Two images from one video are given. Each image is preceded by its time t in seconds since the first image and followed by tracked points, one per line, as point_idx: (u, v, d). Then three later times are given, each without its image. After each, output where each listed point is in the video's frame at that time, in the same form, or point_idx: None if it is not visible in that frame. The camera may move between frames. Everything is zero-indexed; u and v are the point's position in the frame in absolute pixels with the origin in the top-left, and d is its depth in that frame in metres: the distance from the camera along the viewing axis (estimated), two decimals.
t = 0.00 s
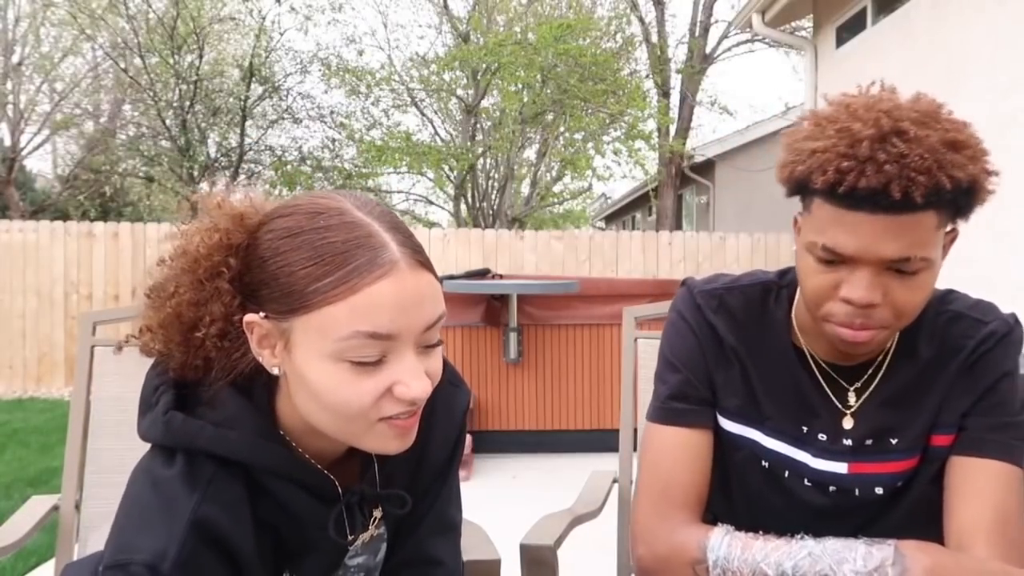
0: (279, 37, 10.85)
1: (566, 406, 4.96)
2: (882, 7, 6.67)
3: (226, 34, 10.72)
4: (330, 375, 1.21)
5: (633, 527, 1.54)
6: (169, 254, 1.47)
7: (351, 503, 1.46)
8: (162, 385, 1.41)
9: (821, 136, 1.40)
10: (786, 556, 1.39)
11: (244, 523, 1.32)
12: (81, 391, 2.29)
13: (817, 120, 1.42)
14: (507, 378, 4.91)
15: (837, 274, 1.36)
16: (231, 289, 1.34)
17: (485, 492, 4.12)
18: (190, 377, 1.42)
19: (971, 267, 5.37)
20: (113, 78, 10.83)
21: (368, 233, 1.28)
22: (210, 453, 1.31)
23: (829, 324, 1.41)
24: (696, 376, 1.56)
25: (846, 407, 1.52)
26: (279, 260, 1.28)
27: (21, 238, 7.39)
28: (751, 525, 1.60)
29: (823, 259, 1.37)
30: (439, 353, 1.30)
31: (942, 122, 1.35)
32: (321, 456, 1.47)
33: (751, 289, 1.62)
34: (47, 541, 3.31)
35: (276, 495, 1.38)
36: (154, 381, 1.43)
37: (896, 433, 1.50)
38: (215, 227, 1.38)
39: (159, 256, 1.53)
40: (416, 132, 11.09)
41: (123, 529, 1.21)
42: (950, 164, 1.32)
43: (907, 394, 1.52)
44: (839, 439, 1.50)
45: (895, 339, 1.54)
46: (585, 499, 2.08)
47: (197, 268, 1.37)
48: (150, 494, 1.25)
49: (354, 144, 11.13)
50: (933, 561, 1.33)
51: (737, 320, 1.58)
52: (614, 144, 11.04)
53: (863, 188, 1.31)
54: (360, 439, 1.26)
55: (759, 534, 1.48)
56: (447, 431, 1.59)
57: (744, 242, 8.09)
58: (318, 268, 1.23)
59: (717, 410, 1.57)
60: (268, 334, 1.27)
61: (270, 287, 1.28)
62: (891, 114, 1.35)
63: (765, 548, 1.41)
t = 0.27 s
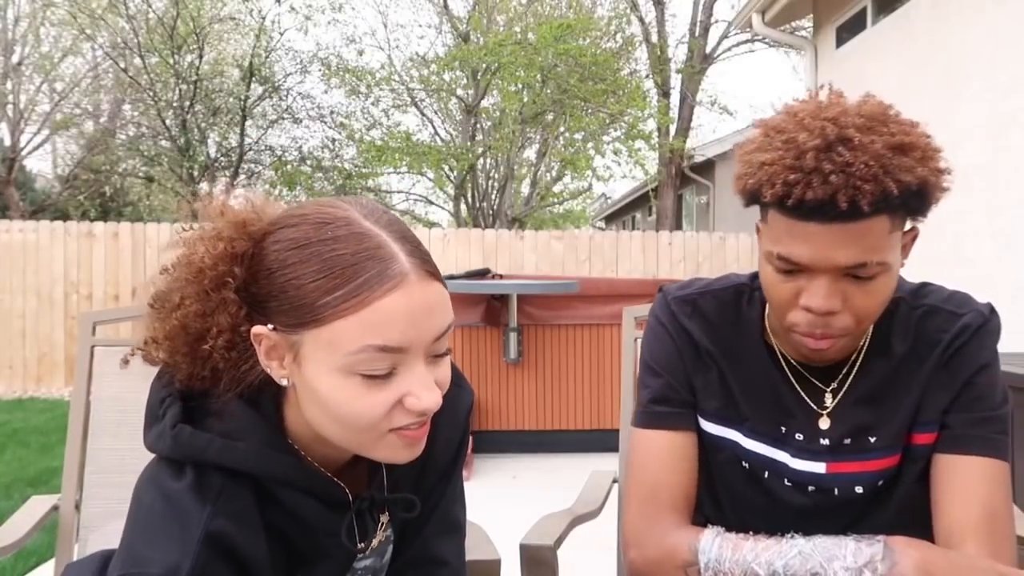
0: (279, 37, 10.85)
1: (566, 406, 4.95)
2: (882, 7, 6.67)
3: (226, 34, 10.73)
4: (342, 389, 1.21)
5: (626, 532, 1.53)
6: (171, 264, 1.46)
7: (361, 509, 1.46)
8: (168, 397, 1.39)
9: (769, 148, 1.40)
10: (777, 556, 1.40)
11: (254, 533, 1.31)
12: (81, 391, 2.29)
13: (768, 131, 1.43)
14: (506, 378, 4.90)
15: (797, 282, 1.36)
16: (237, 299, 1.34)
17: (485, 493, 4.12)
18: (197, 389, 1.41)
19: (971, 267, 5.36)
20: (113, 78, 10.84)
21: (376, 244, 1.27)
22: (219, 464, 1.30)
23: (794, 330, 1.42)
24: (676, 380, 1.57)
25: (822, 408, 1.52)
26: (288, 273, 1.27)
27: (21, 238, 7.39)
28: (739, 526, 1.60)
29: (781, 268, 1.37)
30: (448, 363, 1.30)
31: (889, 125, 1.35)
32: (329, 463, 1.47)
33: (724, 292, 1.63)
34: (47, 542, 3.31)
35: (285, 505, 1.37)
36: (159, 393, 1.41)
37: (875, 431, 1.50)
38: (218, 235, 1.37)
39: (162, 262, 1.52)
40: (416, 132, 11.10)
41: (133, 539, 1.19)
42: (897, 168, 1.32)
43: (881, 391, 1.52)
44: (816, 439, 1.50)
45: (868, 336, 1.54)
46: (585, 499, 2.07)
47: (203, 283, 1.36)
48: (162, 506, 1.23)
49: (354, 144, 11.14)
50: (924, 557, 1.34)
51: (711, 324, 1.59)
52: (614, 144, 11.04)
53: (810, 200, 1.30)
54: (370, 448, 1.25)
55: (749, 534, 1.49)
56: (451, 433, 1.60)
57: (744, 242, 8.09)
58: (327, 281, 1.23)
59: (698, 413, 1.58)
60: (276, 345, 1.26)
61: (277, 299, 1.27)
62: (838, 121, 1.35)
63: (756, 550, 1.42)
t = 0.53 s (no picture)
0: (279, 37, 10.86)
1: (565, 406, 4.95)
2: (882, 7, 6.67)
3: (226, 34, 10.73)
4: (349, 391, 1.21)
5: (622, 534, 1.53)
6: (179, 261, 1.46)
7: (367, 509, 1.46)
8: (175, 394, 1.40)
9: (750, 154, 1.39)
10: (768, 556, 1.40)
11: (260, 532, 1.31)
12: (81, 391, 2.29)
13: (749, 136, 1.43)
14: (507, 378, 4.90)
15: (783, 288, 1.36)
16: (245, 297, 1.33)
17: (485, 493, 4.12)
18: (204, 386, 1.42)
19: (972, 267, 5.35)
20: (113, 78, 10.84)
21: (385, 245, 1.27)
22: (225, 463, 1.30)
23: (782, 335, 1.42)
24: (666, 382, 1.57)
25: (811, 409, 1.52)
26: (295, 272, 1.27)
27: (21, 238, 7.39)
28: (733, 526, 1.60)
29: (767, 275, 1.37)
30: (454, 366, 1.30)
31: (868, 129, 1.35)
32: (333, 464, 1.46)
33: (712, 293, 1.62)
34: (46, 541, 3.31)
35: (291, 504, 1.38)
36: (166, 393, 1.41)
37: (864, 431, 1.50)
38: (227, 234, 1.37)
39: (169, 260, 1.51)
40: (416, 132, 11.09)
41: (140, 536, 1.19)
42: (877, 171, 1.32)
43: (869, 390, 1.52)
44: (805, 439, 1.50)
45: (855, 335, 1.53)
46: (586, 498, 2.08)
47: (206, 278, 1.36)
48: (168, 504, 1.23)
49: (354, 144, 11.14)
50: (915, 555, 1.35)
51: (700, 325, 1.59)
52: (614, 144, 11.04)
53: (792, 208, 1.30)
54: (377, 450, 1.25)
55: (741, 534, 1.50)
56: (456, 433, 1.60)
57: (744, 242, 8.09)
58: (334, 282, 1.23)
59: (688, 413, 1.58)
60: (283, 345, 1.26)
61: (284, 299, 1.27)
62: (817, 126, 1.35)
63: (747, 548, 1.42)
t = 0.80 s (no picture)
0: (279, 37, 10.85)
1: (566, 406, 4.95)
2: (883, 7, 6.67)
3: (226, 34, 10.73)
4: (336, 393, 1.21)
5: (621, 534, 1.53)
6: (180, 255, 1.45)
7: (361, 507, 1.46)
8: (171, 388, 1.38)
9: (749, 163, 1.38)
10: (770, 556, 1.40)
11: (256, 526, 1.31)
12: (80, 391, 2.29)
13: (749, 143, 1.42)
14: (507, 378, 4.90)
15: (783, 295, 1.36)
16: (241, 294, 1.33)
17: (485, 493, 4.12)
18: (198, 381, 1.40)
19: (972, 267, 5.35)
20: (113, 78, 10.85)
21: (376, 249, 1.26)
22: (220, 458, 1.29)
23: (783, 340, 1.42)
24: (666, 382, 1.56)
25: (811, 410, 1.52)
26: (286, 274, 1.26)
27: (21, 238, 7.38)
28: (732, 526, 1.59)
29: (766, 283, 1.37)
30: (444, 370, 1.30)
31: (867, 135, 1.35)
32: (329, 462, 1.45)
33: (711, 293, 1.61)
34: (46, 542, 3.30)
35: (287, 502, 1.37)
36: (161, 387, 1.40)
37: (865, 431, 1.50)
38: (226, 230, 1.36)
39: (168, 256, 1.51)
40: (416, 132, 11.10)
41: (141, 524, 1.19)
42: (878, 180, 1.30)
43: (869, 391, 1.51)
44: (806, 440, 1.49)
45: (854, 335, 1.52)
46: (585, 498, 2.07)
47: (201, 278, 1.36)
48: (167, 496, 1.23)
49: (354, 144, 11.14)
50: (915, 555, 1.35)
51: (698, 325, 1.58)
52: (614, 144, 11.03)
53: (793, 221, 1.29)
54: (366, 452, 1.25)
55: (742, 535, 1.49)
56: (453, 434, 1.59)
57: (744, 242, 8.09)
58: (323, 285, 1.22)
59: (688, 414, 1.57)
60: (273, 344, 1.26)
61: (276, 298, 1.27)
62: (816, 133, 1.34)
63: (748, 548, 1.42)
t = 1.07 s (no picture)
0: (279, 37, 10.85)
1: (566, 406, 4.95)
2: (883, 7, 6.67)
3: (226, 34, 10.73)
4: (339, 395, 1.20)
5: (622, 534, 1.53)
6: (179, 261, 1.45)
7: (368, 509, 1.46)
8: (176, 397, 1.39)
9: (752, 164, 1.38)
10: (770, 556, 1.40)
11: (262, 535, 1.31)
12: (80, 391, 2.29)
13: (752, 144, 1.42)
14: (507, 378, 4.90)
15: (785, 296, 1.35)
16: (242, 300, 1.32)
17: (485, 493, 4.12)
18: (203, 388, 1.40)
19: (972, 267, 5.35)
20: (113, 78, 10.85)
21: (378, 250, 1.26)
22: (226, 464, 1.29)
23: (785, 341, 1.42)
24: (666, 382, 1.56)
25: (812, 411, 1.52)
26: (288, 279, 1.26)
27: (21, 238, 7.38)
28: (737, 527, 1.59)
29: (768, 285, 1.37)
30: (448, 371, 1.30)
31: (870, 137, 1.35)
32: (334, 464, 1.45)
33: (712, 293, 1.61)
34: (46, 542, 3.30)
35: (293, 506, 1.37)
36: (166, 395, 1.40)
37: (866, 432, 1.49)
38: (225, 235, 1.36)
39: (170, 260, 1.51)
40: (416, 132, 11.11)
41: (147, 539, 1.18)
42: (882, 182, 1.30)
43: (870, 392, 1.51)
44: (807, 440, 1.49)
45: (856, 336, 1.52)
46: (587, 498, 2.07)
47: (203, 279, 1.36)
48: (173, 507, 1.23)
49: (354, 144, 11.14)
50: (915, 554, 1.35)
51: (700, 326, 1.58)
52: (614, 144, 11.03)
53: (797, 222, 1.29)
54: (370, 453, 1.25)
55: (742, 535, 1.49)
56: (457, 433, 1.59)
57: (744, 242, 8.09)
58: (327, 289, 1.22)
59: (689, 414, 1.57)
60: (278, 349, 1.26)
61: (278, 303, 1.27)
62: (820, 135, 1.34)
63: (749, 549, 1.42)
